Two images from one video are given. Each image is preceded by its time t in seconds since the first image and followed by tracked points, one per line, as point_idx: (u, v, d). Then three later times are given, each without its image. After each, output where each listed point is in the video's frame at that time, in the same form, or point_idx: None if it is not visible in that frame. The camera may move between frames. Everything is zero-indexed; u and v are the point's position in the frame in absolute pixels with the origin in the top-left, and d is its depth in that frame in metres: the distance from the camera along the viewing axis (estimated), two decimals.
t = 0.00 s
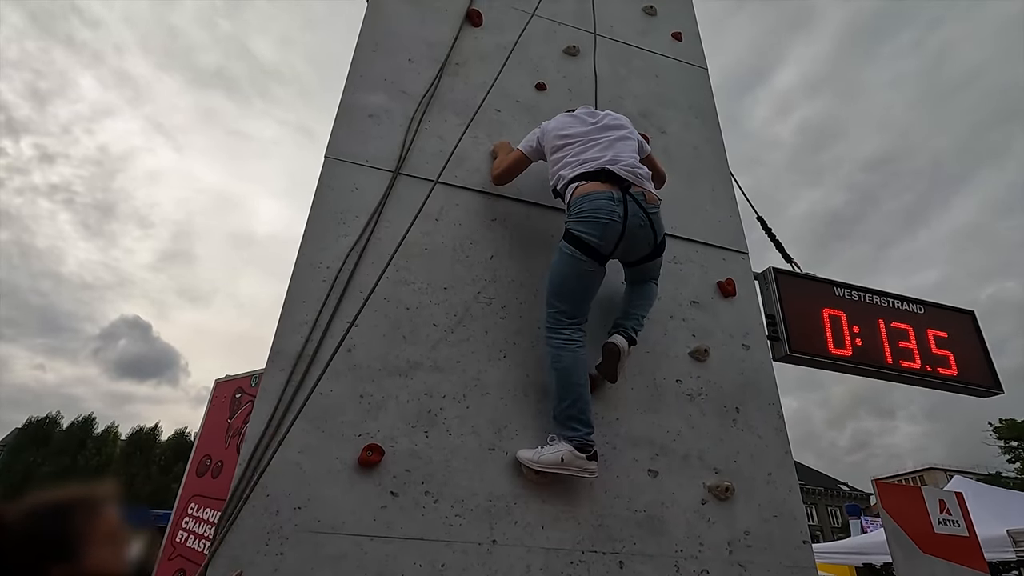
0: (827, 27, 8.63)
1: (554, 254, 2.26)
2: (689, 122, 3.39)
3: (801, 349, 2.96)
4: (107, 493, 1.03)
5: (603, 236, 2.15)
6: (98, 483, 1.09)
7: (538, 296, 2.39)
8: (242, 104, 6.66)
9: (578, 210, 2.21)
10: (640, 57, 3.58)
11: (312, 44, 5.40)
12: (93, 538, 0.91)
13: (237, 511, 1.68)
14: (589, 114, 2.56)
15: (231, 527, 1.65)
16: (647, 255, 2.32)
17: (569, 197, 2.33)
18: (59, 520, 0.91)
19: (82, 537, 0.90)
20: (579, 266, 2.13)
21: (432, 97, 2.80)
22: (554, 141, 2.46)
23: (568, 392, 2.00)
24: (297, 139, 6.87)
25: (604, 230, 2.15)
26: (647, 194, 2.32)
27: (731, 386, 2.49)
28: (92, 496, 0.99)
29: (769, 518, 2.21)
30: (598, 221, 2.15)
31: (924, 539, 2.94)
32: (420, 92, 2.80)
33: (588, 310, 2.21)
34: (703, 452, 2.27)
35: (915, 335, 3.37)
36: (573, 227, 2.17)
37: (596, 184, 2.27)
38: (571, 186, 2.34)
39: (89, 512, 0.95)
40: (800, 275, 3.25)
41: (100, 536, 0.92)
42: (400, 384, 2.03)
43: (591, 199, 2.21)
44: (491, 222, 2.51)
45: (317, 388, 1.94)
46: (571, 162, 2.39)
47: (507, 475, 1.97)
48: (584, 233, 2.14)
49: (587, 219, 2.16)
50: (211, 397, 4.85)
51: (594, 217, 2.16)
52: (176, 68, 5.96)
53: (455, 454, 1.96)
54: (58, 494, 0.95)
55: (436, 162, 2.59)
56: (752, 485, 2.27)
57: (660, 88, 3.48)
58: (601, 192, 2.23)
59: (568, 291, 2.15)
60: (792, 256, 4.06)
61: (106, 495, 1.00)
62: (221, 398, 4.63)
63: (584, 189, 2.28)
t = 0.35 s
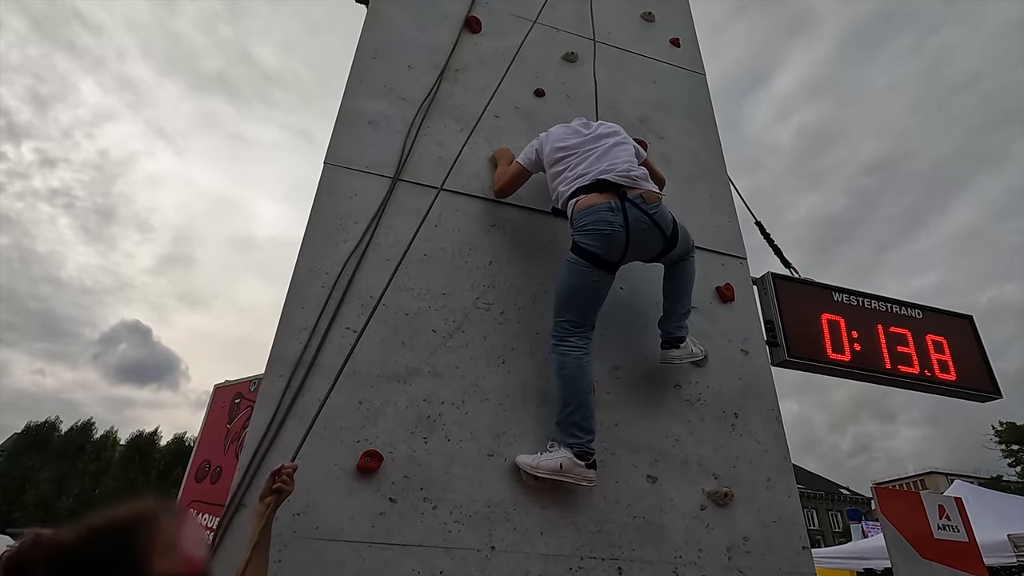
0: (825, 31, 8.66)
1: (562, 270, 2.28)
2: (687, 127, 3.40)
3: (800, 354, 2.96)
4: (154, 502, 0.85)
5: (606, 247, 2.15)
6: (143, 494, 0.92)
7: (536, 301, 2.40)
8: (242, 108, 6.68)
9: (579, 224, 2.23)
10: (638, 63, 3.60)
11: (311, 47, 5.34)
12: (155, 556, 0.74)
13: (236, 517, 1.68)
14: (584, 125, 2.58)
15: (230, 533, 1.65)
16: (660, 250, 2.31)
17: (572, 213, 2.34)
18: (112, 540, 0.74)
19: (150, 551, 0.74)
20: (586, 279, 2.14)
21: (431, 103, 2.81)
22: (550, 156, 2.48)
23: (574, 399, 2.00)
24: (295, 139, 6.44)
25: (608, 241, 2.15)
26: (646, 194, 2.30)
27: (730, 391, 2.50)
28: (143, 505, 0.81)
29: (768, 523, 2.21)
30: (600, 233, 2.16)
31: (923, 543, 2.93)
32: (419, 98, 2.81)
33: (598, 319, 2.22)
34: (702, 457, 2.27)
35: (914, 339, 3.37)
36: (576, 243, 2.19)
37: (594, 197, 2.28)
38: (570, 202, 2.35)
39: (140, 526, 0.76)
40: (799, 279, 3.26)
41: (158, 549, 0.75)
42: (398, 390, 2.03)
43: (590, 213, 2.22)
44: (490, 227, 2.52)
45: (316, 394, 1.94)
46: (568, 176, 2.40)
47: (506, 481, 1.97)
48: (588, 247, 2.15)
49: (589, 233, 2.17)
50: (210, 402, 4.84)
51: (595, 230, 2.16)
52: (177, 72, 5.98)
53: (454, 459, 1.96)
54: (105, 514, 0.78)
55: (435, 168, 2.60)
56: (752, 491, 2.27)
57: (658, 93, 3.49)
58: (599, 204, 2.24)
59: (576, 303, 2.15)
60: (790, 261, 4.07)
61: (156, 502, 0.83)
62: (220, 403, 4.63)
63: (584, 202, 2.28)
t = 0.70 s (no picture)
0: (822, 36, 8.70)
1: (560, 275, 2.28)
2: (685, 132, 3.42)
3: (798, 359, 2.96)
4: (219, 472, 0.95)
5: (604, 254, 2.17)
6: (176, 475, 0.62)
7: (535, 306, 2.40)
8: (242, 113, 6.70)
9: (577, 231, 2.23)
10: (636, 68, 3.62)
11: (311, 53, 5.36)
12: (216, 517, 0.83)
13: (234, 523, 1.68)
14: (589, 128, 2.56)
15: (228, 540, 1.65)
16: (654, 256, 2.34)
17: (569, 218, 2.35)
18: (174, 508, 0.77)
19: None
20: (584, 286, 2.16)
21: (430, 108, 2.82)
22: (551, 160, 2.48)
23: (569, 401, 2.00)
24: (295, 143, 6.49)
25: (606, 248, 2.17)
26: (642, 204, 2.32)
27: (728, 396, 2.50)
28: (194, 472, 0.86)
29: (767, 528, 2.21)
30: (598, 241, 2.16)
31: (924, 549, 2.93)
32: (418, 104, 2.82)
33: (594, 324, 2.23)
34: (700, 462, 2.27)
35: (913, 344, 3.37)
36: (574, 249, 2.19)
37: (592, 204, 2.28)
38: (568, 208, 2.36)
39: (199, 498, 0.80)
40: (797, 284, 3.26)
41: (218, 514, 0.84)
42: (397, 395, 2.03)
43: (588, 220, 2.23)
44: (489, 232, 2.53)
45: (314, 399, 1.94)
46: (568, 182, 2.41)
47: (506, 486, 1.97)
48: (587, 253, 2.17)
49: (587, 240, 2.18)
50: (209, 407, 4.84)
51: (593, 237, 2.17)
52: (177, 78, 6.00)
53: (453, 465, 1.96)
54: (163, 480, 0.81)
55: (434, 173, 2.61)
56: (751, 496, 2.27)
57: (656, 99, 3.50)
58: (597, 211, 2.25)
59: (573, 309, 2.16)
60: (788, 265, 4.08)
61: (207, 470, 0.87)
62: (219, 409, 4.63)
63: (582, 209, 2.29)
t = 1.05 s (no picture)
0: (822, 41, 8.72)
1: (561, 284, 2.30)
2: (686, 137, 3.42)
3: (800, 364, 2.96)
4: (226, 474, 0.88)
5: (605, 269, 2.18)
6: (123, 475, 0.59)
7: (537, 311, 2.40)
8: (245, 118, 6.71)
9: (579, 242, 2.24)
10: (637, 73, 3.62)
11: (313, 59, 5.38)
12: (223, 513, 0.79)
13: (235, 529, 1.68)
14: (600, 142, 2.57)
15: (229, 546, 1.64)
16: (655, 270, 2.35)
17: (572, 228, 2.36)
18: (179, 500, 0.75)
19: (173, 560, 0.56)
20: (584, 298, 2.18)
21: (431, 114, 2.83)
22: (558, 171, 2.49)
23: (567, 408, 2.02)
24: (297, 148, 6.51)
25: (607, 262, 2.18)
26: (645, 219, 2.32)
27: (730, 401, 2.49)
28: (205, 469, 0.82)
29: (770, 534, 2.20)
30: (600, 254, 2.17)
31: (928, 554, 2.91)
32: (419, 109, 2.83)
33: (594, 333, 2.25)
34: (703, 467, 2.26)
35: (915, 348, 3.37)
36: (577, 261, 2.20)
37: (596, 217, 2.29)
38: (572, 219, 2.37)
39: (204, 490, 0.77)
40: (799, 288, 3.26)
41: (229, 505, 0.80)
42: (399, 400, 2.03)
43: (591, 232, 2.24)
44: (491, 237, 2.53)
45: (316, 405, 1.94)
46: (574, 193, 2.41)
47: (507, 491, 1.96)
48: (588, 266, 2.18)
49: (589, 252, 2.19)
50: (210, 412, 4.83)
51: (596, 250, 2.18)
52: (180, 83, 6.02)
53: (454, 470, 1.95)
54: (166, 480, 0.78)
55: (436, 179, 2.62)
56: (753, 501, 2.26)
57: (657, 104, 3.51)
58: (601, 225, 2.25)
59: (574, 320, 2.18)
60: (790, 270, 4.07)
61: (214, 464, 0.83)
62: (220, 414, 4.63)
63: (585, 221, 2.30)
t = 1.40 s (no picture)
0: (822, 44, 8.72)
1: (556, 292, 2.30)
2: (686, 141, 3.42)
3: (802, 368, 2.95)
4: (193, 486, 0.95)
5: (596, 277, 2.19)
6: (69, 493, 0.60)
7: (537, 315, 2.39)
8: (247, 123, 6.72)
9: (571, 250, 2.25)
10: (638, 77, 3.63)
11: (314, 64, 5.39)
12: (186, 529, 0.84)
13: (234, 535, 1.66)
14: (601, 154, 2.59)
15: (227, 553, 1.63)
16: (646, 278, 2.35)
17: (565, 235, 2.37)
18: (141, 518, 0.81)
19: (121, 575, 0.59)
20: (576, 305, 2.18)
21: (432, 118, 2.83)
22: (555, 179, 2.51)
23: (566, 414, 2.01)
24: (298, 152, 6.51)
25: (597, 270, 2.18)
26: (635, 228, 2.32)
27: (732, 405, 2.48)
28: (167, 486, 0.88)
29: (773, 539, 2.19)
30: (591, 262, 2.18)
31: (932, 560, 2.89)
32: (420, 114, 2.83)
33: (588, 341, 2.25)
34: (705, 472, 2.25)
35: (917, 352, 3.35)
36: (570, 268, 2.21)
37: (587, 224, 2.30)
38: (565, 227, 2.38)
39: (164, 507, 0.83)
40: (801, 292, 3.25)
41: (191, 522, 0.85)
42: (399, 405, 2.02)
43: (582, 240, 2.24)
44: (492, 241, 2.52)
45: (316, 409, 1.93)
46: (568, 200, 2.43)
47: (508, 497, 1.95)
48: (579, 274, 2.19)
49: (580, 260, 2.20)
50: (210, 417, 4.82)
51: (586, 258, 2.19)
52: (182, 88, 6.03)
53: (455, 475, 1.94)
54: (124, 497, 0.84)
55: (436, 183, 2.61)
56: (756, 506, 2.24)
57: (658, 108, 3.51)
58: (592, 232, 2.26)
59: (569, 327, 2.18)
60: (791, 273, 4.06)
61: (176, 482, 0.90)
62: (220, 419, 4.62)
63: (576, 228, 2.31)
